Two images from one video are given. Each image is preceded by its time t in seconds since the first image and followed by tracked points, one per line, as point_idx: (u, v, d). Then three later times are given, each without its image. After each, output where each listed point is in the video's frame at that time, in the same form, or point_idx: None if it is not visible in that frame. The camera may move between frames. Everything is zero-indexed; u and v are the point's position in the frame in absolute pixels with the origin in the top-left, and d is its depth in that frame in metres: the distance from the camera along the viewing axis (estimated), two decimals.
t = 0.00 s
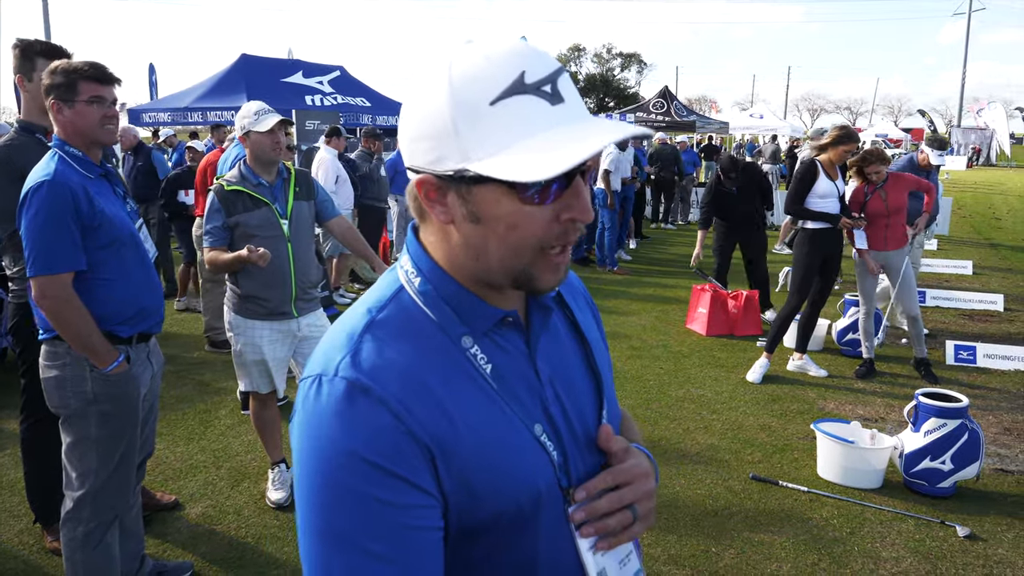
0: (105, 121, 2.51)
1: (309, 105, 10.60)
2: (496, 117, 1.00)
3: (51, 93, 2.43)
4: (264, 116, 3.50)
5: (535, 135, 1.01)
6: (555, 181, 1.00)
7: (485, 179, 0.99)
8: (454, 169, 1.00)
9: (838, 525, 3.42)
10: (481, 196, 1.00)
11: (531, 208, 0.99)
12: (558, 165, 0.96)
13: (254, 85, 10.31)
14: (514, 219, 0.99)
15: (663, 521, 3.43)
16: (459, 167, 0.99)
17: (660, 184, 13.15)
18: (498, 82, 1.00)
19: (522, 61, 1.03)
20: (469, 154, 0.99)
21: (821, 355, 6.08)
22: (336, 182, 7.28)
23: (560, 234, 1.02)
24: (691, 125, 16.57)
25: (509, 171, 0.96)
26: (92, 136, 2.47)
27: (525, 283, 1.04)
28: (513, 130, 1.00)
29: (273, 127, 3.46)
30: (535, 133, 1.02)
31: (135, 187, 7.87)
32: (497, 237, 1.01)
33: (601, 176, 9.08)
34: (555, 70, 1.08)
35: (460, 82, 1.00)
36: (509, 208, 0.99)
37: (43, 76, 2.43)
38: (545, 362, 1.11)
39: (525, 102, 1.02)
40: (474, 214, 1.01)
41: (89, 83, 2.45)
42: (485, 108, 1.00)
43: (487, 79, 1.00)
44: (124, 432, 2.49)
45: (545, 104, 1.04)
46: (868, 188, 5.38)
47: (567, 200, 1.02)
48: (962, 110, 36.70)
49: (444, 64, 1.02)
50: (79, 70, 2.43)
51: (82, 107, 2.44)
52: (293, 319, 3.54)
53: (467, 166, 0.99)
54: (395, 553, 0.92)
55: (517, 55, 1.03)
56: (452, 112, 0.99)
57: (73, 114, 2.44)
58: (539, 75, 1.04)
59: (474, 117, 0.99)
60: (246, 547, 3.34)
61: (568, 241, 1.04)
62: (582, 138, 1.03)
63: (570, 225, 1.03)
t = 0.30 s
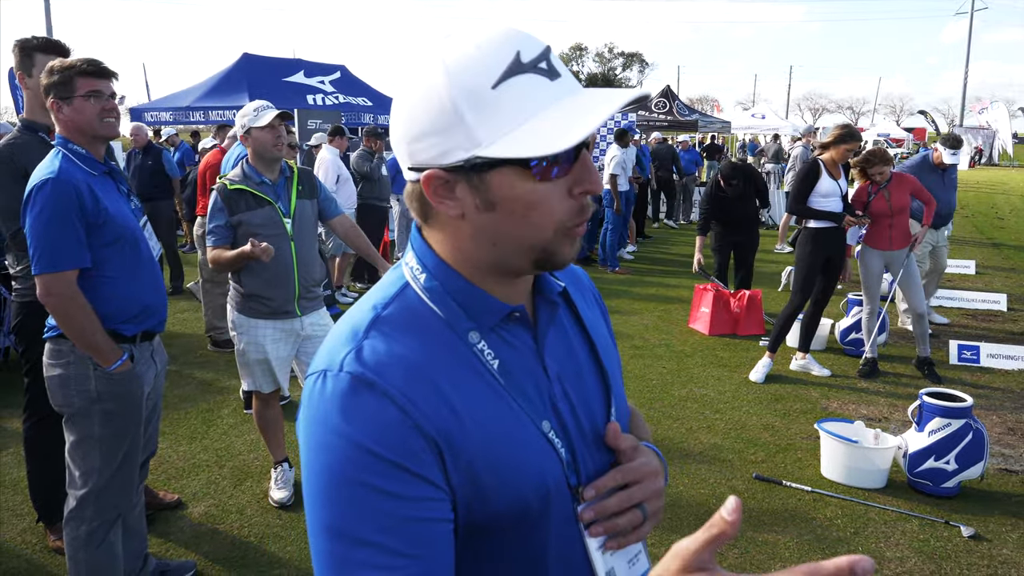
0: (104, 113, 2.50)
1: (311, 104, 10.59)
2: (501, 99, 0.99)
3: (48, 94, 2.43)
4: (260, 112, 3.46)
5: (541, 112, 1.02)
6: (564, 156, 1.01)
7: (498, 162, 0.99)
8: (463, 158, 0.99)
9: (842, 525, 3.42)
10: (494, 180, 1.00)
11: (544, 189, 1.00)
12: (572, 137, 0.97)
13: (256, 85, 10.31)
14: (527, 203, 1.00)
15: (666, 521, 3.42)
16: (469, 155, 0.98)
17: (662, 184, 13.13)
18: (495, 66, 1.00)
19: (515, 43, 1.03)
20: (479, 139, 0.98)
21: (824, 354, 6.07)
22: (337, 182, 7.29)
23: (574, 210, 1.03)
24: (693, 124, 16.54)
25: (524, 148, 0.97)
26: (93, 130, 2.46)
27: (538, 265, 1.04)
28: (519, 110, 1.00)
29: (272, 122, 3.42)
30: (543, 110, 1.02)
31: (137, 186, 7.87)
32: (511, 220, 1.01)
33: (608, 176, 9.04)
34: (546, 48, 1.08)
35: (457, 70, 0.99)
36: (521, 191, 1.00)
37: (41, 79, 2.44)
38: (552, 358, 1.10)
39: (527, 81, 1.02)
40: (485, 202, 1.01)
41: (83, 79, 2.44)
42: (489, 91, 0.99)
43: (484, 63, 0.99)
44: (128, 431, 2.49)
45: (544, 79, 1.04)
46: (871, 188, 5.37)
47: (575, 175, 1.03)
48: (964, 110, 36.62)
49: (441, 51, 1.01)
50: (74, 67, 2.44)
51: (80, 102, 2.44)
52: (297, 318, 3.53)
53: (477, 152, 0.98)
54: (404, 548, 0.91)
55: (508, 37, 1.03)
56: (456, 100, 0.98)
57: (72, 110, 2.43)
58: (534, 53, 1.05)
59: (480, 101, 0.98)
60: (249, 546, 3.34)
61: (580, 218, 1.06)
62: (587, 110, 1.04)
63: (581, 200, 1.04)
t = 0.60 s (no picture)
0: (107, 108, 2.49)
1: (314, 104, 10.59)
2: (515, 93, 0.98)
3: (51, 91, 2.42)
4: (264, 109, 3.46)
5: (555, 107, 1.01)
6: (578, 151, 1.01)
7: (512, 157, 0.98)
8: (476, 152, 0.98)
9: (848, 524, 3.41)
10: (507, 175, 0.99)
11: (557, 184, 0.99)
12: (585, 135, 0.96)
13: (259, 84, 10.30)
14: (540, 198, 0.99)
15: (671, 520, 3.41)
16: (482, 149, 0.98)
17: (665, 183, 13.12)
18: (509, 59, 0.99)
19: (529, 35, 1.02)
20: (493, 134, 0.97)
21: (828, 354, 6.05)
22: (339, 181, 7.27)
23: (586, 204, 1.03)
24: (696, 124, 16.52)
25: (538, 143, 0.96)
26: (97, 125, 2.46)
27: (551, 261, 1.04)
28: (533, 104, 0.99)
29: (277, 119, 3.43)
30: (557, 104, 1.01)
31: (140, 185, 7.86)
32: (525, 215, 1.00)
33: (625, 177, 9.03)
34: (561, 41, 1.07)
35: (470, 64, 0.98)
36: (534, 186, 0.99)
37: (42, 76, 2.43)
38: (565, 353, 1.10)
39: (541, 74, 1.01)
40: (498, 196, 1.00)
41: (85, 75, 2.42)
42: (504, 85, 0.98)
43: (499, 57, 0.98)
44: (134, 428, 2.49)
45: (559, 74, 1.04)
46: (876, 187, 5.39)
47: (588, 170, 1.02)
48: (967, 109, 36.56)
49: (455, 45, 1.00)
50: (75, 63, 2.42)
51: (82, 98, 2.43)
52: (301, 316, 3.52)
53: (490, 147, 0.97)
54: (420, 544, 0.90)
55: (523, 30, 1.02)
56: (470, 93, 0.97)
57: (76, 107, 2.43)
58: (549, 46, 1.04)
59: (494, 95, 0.97)
60: (254, 545, 3.33)
61: (592, 212, 1.05)
62: (602, 105, 1.03)
63: (594, 194, 1.03)
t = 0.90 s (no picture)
0: (113, 108, 2.50)
1: (317, 104, 10.60)
2: (523, 96, 0.99)
3: (57, 91, 2.44)
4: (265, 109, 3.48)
5: (562, 110, 1.02)
6: (585, 154, 1.01)
7: (519, 159, 0.99)
8: (484, 155, 0.99)
9: (851, 524, 3.41)
10: (514, 177, 1.00)
11: (564, 187, 1.00)
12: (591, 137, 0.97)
13: (261, 84, 10.32)
14: (547, 200, 1.00)
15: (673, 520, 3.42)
16: (490, 152, 0.98)
17: (667, 184, 13.12)
18: (517, 63, 1.00)
19: (538, 39, 1.03)
20: (501, 136, 0.98)
21: (831, 354, 6.05)
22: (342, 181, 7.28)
23: (592, 206, 1.03)
24: (698, 124, 16.52)
25: (545, 146, 0.97)
26: (103, 126, 2.47)
27: (558, 263, 1.04)
28: (540, 108, 1.00)
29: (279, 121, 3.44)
30: (563, 107, 1.02)
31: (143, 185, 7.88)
32: (532, 218, 1.01)
33: (632, 176, 9.07)
34: (569, 45, 1.08)
35: (479, 67, 0.99)
36: (541, 189, 1.00)
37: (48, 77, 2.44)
38: (571, 354, 1.10)
39: (549, 78, 1.02)
40: (506, 199, 1.01)
41: (91, 75, 2.44)
42: (512, 88, 0.99)
43: (507, 61, 0.99)
44: (139, 428, 2.49)
45: (566, 77, 1.04)
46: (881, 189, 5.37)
47: (594, 173, 1.03)
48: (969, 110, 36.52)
49: (463, 48, 1.01)
50: (80, 63, 2.43)
51: (88, 99, 2.44)
52: (305, 316, 3.53)
53: (498, 149, 0.98)
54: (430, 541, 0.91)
55: (531, 34, 1.03)
56: (478, 96, 0.98)
57: (82, 108, 2.44)
58: (557, 51, 1.04)
59: (502, 98, 0.98)
60: (258, 544, 3.34)
61: (598, 215, 1.06)
62: (609, 108, 1.04)
63: (600, 197, 1.04)
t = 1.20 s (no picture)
0: (118, 108, 2.51)
1: (319, 104, 10.61)
2: (519, 88, 0.99)
3: (61, 91, 2.44)
4: (263, 110, 3.49)
5: (560, 101, 1.02)
6: (584, 144, 1.01)
7: (518, 151, 0.99)
8: (483, 148, 0.99)
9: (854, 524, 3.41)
10: (514, 170, 1.00)
11: (564, 178, 1.00)
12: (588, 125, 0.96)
13: (264, 84, 10.34)
14: (547, 192, 1.00)
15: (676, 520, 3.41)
16: (488, 145, 0.98)
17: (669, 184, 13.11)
18: (512, 55, 1.00)
19: (532, 32, 1.03)
20: (499, 129, 0.98)
21: (834, 354, 6.05)
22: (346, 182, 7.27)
23: (593, 198, 1.03)
24: (700, 124, 16.50)
25: (543, 136, 0.97)
26: (108, 125, 2.48)
27: (560, 255, 1.04)
28: (538, 99, 1.00)
29: (277, 121, 3.44)
30: (561, 98, 1.02)
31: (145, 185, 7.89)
32: (533, 210, 1.01)
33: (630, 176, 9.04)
34: (563, 37, 1.08)
35: (475, 62, 0.99)
36: (541, 180, 1.00)
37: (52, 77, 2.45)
38: (574, 354, 1.11)
39: (544, 69, 1.02)
40: (506, 193, 1.01)
41: (95, 75, 2.44)
42: (508, 80, 0.99)
43: (502, 54, 0.99)
44: (142, 427, 2.50)
45: (561, 68, 1.04)
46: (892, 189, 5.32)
47: (594, 163, 1.03)
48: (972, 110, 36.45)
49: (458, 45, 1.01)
50: (85, 64, 2.44)
51: (93, 99, 2.45)
52: (307, 316, 3.53)
53: (497, 143, 0.98)
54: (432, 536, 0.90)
55: (525, 28, 1.03)
56: (475, 91, 0.98)
57: (86, 108, 2.45)
58: (551, 42, 1.05)
59: (499, 91, 0.98)
60: (261, 544, 3.35)
61: (600, 206, 1.06)
62: (606, 97, 1.04)
63: (601, 187, 1.04)
